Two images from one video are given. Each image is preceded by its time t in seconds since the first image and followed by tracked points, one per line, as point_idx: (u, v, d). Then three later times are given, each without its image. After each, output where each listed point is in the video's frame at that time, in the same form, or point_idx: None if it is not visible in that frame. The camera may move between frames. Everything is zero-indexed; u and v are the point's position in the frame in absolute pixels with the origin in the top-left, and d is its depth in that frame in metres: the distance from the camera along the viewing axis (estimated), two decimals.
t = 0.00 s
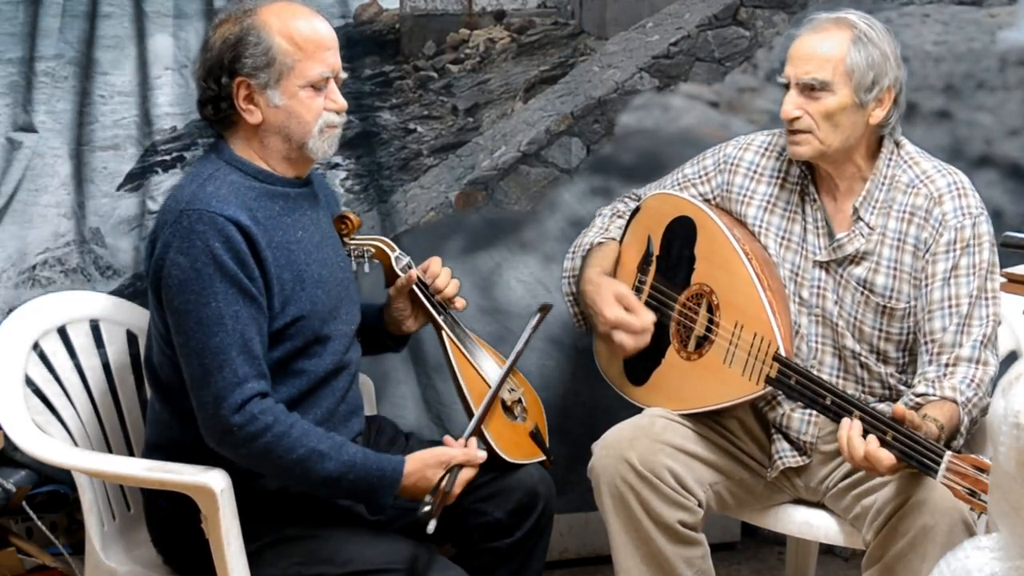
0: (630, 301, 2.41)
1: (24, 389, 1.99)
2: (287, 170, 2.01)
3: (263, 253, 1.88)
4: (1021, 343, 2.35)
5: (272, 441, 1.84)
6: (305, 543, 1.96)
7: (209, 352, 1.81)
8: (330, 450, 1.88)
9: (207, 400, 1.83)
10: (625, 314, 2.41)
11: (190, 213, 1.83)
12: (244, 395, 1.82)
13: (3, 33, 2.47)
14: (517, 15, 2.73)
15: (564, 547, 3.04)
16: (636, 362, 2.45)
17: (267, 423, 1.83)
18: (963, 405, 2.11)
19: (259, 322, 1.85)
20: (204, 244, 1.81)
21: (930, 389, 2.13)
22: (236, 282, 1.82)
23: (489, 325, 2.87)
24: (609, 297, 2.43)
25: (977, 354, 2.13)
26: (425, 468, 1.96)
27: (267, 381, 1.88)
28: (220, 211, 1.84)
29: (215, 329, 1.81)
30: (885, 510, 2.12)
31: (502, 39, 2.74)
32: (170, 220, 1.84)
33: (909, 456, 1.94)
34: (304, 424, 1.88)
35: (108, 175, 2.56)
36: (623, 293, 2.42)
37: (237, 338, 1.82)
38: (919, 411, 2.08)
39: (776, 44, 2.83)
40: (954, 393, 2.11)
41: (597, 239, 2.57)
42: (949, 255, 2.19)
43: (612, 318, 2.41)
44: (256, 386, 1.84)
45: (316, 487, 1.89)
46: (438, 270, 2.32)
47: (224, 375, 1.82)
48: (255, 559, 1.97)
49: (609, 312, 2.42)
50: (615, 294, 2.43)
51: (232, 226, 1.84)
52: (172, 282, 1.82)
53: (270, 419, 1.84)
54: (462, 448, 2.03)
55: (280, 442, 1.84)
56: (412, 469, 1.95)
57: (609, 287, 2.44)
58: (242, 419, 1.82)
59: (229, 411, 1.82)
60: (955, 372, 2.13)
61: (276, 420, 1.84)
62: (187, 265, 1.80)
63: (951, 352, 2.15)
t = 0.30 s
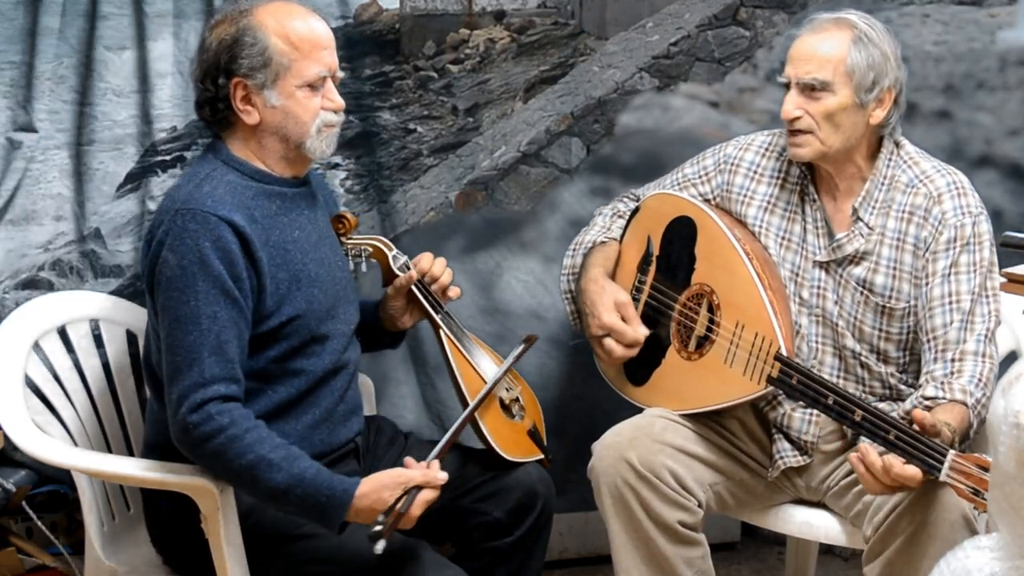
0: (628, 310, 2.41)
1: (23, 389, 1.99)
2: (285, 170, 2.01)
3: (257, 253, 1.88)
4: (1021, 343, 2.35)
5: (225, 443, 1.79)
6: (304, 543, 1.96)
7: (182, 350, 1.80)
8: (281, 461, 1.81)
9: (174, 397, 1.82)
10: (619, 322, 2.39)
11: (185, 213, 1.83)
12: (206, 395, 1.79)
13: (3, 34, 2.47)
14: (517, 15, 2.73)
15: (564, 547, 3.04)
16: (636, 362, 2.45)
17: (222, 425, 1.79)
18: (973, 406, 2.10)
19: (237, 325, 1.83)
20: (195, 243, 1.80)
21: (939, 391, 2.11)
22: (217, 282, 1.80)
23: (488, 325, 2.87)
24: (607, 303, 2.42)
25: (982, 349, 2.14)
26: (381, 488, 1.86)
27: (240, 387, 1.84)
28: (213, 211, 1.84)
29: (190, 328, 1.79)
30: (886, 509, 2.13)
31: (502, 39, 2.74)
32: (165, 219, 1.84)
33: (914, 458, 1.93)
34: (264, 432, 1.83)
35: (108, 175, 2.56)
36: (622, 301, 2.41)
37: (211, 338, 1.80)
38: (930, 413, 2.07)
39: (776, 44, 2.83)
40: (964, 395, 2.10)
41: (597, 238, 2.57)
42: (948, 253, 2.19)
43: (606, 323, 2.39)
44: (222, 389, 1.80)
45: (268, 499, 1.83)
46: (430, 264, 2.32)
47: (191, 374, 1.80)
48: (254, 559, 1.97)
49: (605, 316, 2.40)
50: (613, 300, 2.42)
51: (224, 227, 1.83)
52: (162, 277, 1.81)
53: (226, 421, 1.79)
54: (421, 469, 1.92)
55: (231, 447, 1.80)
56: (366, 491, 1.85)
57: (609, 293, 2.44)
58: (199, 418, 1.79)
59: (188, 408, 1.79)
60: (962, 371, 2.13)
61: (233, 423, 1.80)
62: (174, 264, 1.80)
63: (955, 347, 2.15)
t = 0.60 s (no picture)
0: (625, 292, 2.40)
1: (23, 389, 1.99)
2: (285, 171, 2.01)
3: (257, 252, 1.88)
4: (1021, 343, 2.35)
5: (255, 439, 1.83)
6: (304, 542, 1.96)
7: (197, 354, 1.81)
8: (315, 445, 1.85)
9: (195, 401, 1.83)
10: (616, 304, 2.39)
11: (184, 213, 1.83)
12: (228, 396, 1.81)
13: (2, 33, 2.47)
14: (517, 15, 2.73)
15: (564, 547, 3.04)
16: (636, 363, 2.46)
17: (251, 421, 1.82)
18: (973, 408, 2.10)
19: (248, 323, 1.85)
20: (196, 245, 1.81)
21: (939, 393, 2.11)
22: (227, 283, 1.81)
23: (488, 325, 2.88)
24: (604, 292, 2.43)
25: (981, 350, 2.13)
26: (412, 465, 1.89)
27: (257, 381, 1.87)
28: (213, 211, 1.84)
29: (203, 331, 1.80)
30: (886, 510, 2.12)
31: (502, 39, 2.74)
32: (165, 220, 1.85)
33: (912, 458, 1.92)
34: (291, 421, 1.86)
35: (108, 176, 2.56)
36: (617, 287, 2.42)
37: (225, 340, 1.81)
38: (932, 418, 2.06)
39: (776, 44, 2.83)
40: (964, 398, 2.10)
41: (596, 240, 2.57)
42: (948, 253, 2.19)
43: (606, 310, 2.39)
44: (243, 387, 1.83)
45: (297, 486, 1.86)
46: (436, 267, 2.32)
47: (210, 376, 1.81)
48: (254, 559, 1.98)
49: (603, 303, 2.40)
50: (611, 289, 2.43)
51: (225, 226, 1.83)
52: (165, 279, 1.81)
53: (253, 417, 1.82)
54: (454, 452, 1.93)
55: (263, 441, 1.83)
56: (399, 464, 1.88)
57: (605, 284, 2.44)
58: (225, 419, 1.81)
59: (212, 412, 1.82)
60: (962, 372, 2.12)
61: (260, 419, 1.83)
62: (178, 265, 1.80)
63: (955, 349, 2.15)
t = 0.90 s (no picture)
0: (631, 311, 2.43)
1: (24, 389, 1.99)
2: (287, 174, 2.01)
3: (266, 256, 1.88)
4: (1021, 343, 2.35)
5: (281, 449, 1.85)
6: (305, 543, 1.96)
7: (215, 361, 1.82)
8: (338, 457, 1.89)
9: (214, 409, 1.84)
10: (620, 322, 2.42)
11: (192, 221, 1.82)
12: (254, 402, 1.83)
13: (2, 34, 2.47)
14: (517, 15, 2.73)
15: (564, 547, 3.04)
16: (637, 363, 2.45)
17: (278, 431, 1.84)
18: (978, 414, 2.06)
19: (264, 327, 1.86)
20: (207, 253, 1.81)
21: (945, 399, 2.08)
22: (241, 290, 1.82)
23: (489, 325, 2.88)
24: (609, 302, 2.43)
25: (985, 351, 2.12)
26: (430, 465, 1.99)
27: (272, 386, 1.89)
28: (223, 219, 1.83)
29: (220, 337, 1.81)
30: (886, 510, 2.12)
31: (502, 39, 2.74)
32: (170, 225, 1.85)
33: (914, 451, 1.91)
34: (313, 432, 1.89)
35: (108, 176, 2.56)
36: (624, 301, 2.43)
37: (242, 344, 1.82)
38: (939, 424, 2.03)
39: (776, 44, 2.83)
40: (970, 403, 2.06)
41: (599, 238, 2.56)
42: (948, 254, 2.19)
43: (611, 327, 2.42)
44: (262, 394, 1.85)
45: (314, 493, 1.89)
46: (439, 266, 2.31)
47: (231, 383, 1.82)
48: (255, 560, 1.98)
49: (609, 320, 2.42)
50: (617, 301, 2.43)
51: (235, 234, 1.83)
52: (175, 292, 1.81)
53: (280, 427, 1.85)
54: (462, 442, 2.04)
55: (288, 451, 1.85)
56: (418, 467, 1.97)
57: (609, 292, 2.45)
58: (253, 426, 1.83)
59: (239, 418, 1.83)
60: (966, 375, 2.10)
61: (285, 429, 1.85)
62: (191, 273, 1.80)
63: (956, 349, 2.14)
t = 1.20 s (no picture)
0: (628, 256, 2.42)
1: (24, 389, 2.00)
2: (286, 174, 2.01)
3: (263, 256, 1.88)
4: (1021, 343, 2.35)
5: (232, 449, 1.78)
6: (305, 543, 1.97)
7: (189, 356, 1.79)
8: (288, 469, 1.80)
9: (183, 402, 1.81)
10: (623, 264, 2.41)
11: (189, 218, 1.83)
12: (215, 399, 1.79)
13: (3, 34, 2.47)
14: (517, 15, 2.73)
15: (564, 547, 3.04)
16: (637, 362, 2.46)
17: (230, 430, 1.78)
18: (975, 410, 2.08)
19: (246, 330, 1.83)
20: (200, 248, 1.81)
21: (943, 395, 2.09)
22: (223, 287, 1.80)
23: (488, 325, 2.88)
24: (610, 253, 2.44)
25: (983, 349, 2.12)
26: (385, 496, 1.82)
27: (249, 390, 1.83)
28: (218, 216, 1.84)
29: (196, 332, 1.79)
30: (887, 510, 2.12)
31: (502, 39, 2.73)
32: (168, 225, 1.84)
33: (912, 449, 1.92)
34: (272, 438, 1.81)
35: (108, 176, 2.56)
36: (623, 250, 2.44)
37: (218, 343, 1.79)
38: (935, 420, 2.04)
39: (776, 44, 2.82)
40: (967, 399, 2.08)
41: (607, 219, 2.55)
42: (948, 252, 2.19)
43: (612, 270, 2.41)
44: (230, 393, 1.80)
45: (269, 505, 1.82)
46: (437, 265, 2.32)
47: (199, 378, 1.79)
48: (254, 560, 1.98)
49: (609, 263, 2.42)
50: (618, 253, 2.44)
51: (231, 232, 1.83)
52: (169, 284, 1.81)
53: (235, 425, 1.78)
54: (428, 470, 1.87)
55: (238, 452, 1.79)
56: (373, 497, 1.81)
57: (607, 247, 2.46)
58: (208, 423, 1.78)
59: (196, 413, 1.79)
60: (964, 372, 2.11)
61: (241, 429, 1.79)
62: (181, 268, 1.80)
63: (955, 347, 2.14)
